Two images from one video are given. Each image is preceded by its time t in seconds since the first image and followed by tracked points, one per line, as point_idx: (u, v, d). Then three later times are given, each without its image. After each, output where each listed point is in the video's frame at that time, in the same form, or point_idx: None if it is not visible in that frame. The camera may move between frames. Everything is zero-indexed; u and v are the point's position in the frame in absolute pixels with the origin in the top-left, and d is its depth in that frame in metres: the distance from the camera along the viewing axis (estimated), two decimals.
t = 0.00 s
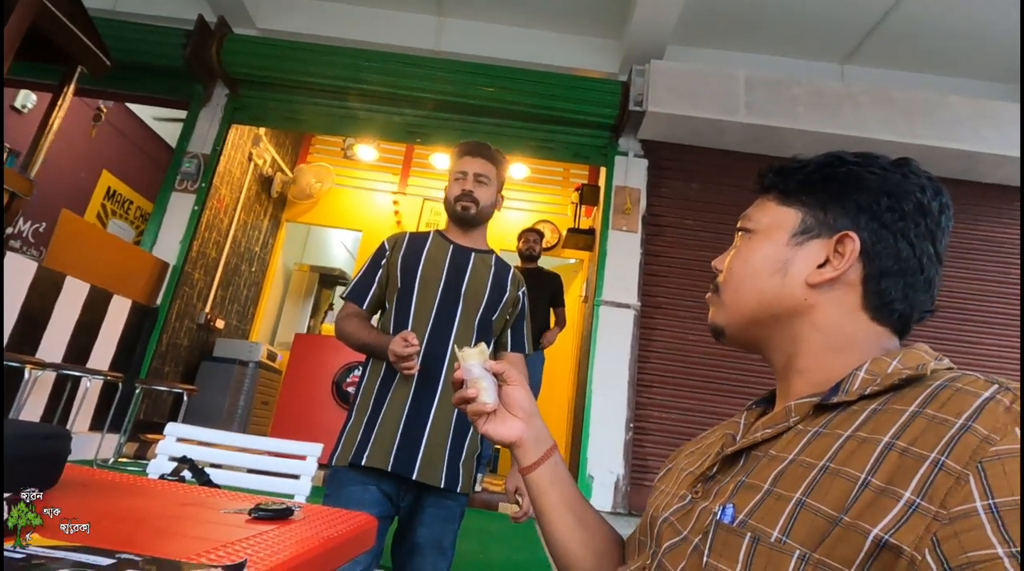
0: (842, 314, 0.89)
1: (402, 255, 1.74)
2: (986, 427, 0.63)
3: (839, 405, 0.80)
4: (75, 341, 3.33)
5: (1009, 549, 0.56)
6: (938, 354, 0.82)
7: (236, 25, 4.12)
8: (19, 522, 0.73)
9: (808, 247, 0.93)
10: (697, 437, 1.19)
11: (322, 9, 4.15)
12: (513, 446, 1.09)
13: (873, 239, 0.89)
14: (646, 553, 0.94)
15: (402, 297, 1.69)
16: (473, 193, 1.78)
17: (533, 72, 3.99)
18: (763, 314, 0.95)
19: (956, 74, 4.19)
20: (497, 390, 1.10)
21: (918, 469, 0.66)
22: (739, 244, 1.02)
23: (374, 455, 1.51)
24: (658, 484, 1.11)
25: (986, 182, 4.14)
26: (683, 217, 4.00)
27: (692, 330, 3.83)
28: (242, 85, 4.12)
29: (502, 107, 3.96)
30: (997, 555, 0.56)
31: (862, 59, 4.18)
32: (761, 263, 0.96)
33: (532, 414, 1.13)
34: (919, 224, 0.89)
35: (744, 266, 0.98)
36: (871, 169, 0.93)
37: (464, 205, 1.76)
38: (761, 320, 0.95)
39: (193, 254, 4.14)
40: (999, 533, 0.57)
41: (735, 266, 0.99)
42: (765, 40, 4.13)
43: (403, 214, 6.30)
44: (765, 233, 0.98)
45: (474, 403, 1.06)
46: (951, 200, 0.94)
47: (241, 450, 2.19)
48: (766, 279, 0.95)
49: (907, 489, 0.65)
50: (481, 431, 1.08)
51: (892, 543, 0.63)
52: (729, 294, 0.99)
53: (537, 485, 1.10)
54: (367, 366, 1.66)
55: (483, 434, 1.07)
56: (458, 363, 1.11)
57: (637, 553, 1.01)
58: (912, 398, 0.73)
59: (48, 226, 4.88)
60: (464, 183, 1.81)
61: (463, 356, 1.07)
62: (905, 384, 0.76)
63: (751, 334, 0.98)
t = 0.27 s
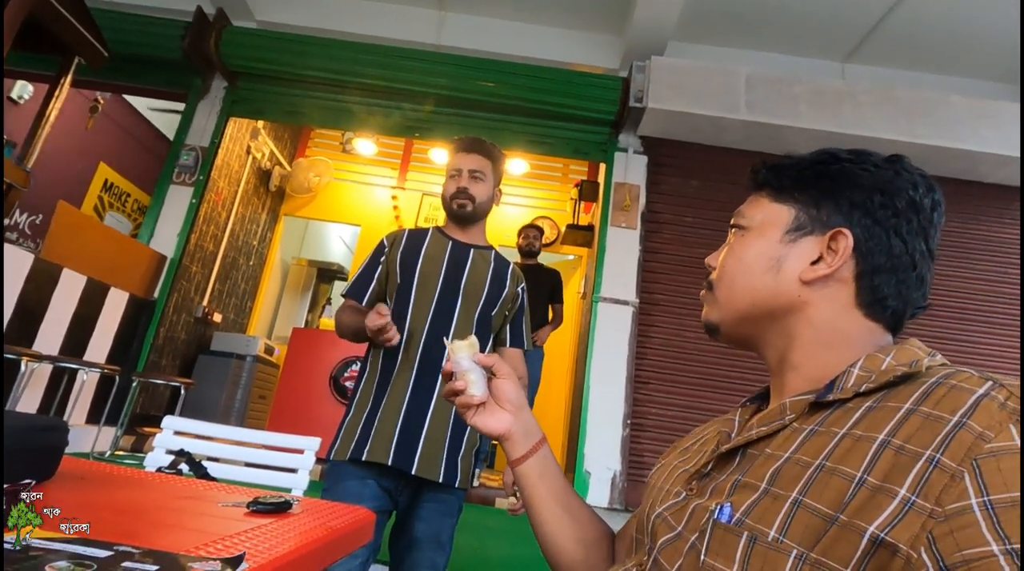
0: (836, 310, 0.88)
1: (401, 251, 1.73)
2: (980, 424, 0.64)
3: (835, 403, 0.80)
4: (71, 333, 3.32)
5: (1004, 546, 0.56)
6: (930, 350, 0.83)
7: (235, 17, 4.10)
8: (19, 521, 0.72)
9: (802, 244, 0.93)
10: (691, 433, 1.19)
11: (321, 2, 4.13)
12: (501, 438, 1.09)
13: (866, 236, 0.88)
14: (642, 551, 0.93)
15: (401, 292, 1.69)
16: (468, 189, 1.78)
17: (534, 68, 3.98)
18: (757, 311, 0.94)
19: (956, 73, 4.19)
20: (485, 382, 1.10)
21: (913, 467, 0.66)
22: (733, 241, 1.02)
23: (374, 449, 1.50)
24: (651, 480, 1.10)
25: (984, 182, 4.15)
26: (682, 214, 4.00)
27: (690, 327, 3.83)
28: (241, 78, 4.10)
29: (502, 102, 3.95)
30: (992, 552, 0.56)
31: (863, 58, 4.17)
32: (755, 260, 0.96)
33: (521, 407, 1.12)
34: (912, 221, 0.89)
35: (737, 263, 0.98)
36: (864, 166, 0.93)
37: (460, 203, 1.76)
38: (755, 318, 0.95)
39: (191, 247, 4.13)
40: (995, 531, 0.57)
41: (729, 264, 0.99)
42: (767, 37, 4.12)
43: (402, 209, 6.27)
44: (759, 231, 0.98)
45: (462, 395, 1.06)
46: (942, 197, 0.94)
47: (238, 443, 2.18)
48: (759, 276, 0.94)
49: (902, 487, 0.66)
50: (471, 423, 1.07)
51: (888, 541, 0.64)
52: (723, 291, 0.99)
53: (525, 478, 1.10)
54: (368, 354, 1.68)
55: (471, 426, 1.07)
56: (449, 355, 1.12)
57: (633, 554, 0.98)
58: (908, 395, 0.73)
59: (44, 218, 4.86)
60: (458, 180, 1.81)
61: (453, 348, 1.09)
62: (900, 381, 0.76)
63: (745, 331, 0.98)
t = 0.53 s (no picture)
0: (818, 306, 0.89)
1: (414, 253, 1.77)
2: (956, 418, 0.64)
3: (818, 401, 0.81)
4: (87, 331, 3.35)
5: (983, 538, 0.56)
6: (910, 343, 0.83)
7: (248, 20, 4.14)
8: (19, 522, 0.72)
9: (785, 241, 0.94)
10: (682, 433, 1.20)
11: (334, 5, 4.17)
12: (495, 445, 1.10)
13: (848, 233, 0.89)
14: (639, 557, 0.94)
15: (413, 294, 1.71)
16: (478, 188, 1.80)
17: (545, 71, 3.99)
18: (742, 307, 0.95)
19: (968, 76, 4.17)
20: (478, 389, 1.10)
21: (893, 463, 0.67)
22: (720, 239, 1.03)
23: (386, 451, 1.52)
24: (645, 489, 1.10)
25: (996, 186, 4.12)
26: (690, 217, 4.00)
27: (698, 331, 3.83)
28: (253, 81, 4.14)
29: (512, 105, 3.97)
30: (972, 545, 0.56)
31: (874, 61, 4.16)
32: (738, 258, 0.97)
33: (515, 413, 1.12)
34: (893, 217, 0.89)
35: (722, 262, 0.99)
36: (847, 164, 0.94)
37: (470, 201, 1.77)
38: (740, 314, 0.96)
39: (203, 248, 4.17)
40: (973, 524, 0.57)
41: (715, 263, 1.00)
42: (777, 40, 4.12)
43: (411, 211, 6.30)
44: (744, 228, 0.99)
45: (455, 402, 1.08)
46: (926, 193, 0.94)
47: (251, 443, 2.21)
48: (743, 274, 0.95)
49: (884, 484, 0.66)
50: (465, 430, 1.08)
51: (873, 539, 0.64)
52: (709, 288, 1.00)
53: (521, 484, 1.10)
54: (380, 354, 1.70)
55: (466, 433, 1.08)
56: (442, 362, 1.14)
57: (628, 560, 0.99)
58: (886, 392, 0.74)
59: (60, 218, 4.92)
60: (469, 181, 1.83)
61: (445, 356, 1.10)
62: (878, 378, 0.76)
63: (732, 329, 0.99)
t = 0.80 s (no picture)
0: (815, 331, 0.91)
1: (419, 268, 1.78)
2: (946, 440, 0.65)
3: (817, 426, 0.83)
4: (90, 344, 3.35)
5: (972, 553, 0.57)
6: (905, 366, 0.86)
7: (249, 32, 4.16)
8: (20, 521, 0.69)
9: (781, 267, 0.95)
10: (686, 453, 1.21)
11: (335, 17, 4.20)
12: (501, 472, 1.11)
13: (841, 260, 0.91)
14: None
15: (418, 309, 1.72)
16: (483, 206, 1.82)
17: (545, 82, 4.01)
18: (741, 332, 0.97)
19: (964, 85, 4.21)
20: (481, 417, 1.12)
21: (887, 485, 0.68)
22: (718, 264, 1.05)
23: (391, 463, 1.53)
24: (651, 508, 1.11)
25: (993, 193, 4.15)
26: (690, 226, 4.02)
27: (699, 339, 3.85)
28: (255, 92, 4.16)
29: (514, 115, 3.99)
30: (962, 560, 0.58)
31: (870, 70, 4.19)
32: (736, 283, 0.99)
33: (518, 439, 1.14)
34: (885, 245, 0.91)
35: (720, 286, 1.01)
36: (841, 193, 0.96)
37: (475, 219, 1.79)
38: (739, 338, 0.98)
39: (205, 258, 4.17)
40: (962, 539, 0.58)
41: (712, 287, 1.02)
42: (774, 50, 4.15)
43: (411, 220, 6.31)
44: (742, 254, 1.01)
45: (458, 431, 1.08)
46: (917, 221, 0.96)
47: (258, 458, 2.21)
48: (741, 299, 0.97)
49: (879, 505, 0.67)
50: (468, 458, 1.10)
51: (871, 560, 0.65)
52: (709, 312, 1.02)
53: (527, 510, 1.12)
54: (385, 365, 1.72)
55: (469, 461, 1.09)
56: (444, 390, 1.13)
57: None
58: (880, 416, 0.75)
59: (62, 229, 4.92)
60: (473, 198, 1.84)
61: (448, 384, 1.10)
62: (874, 403, 0.78)
63: (730, 349, 1.00)
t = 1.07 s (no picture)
0: (826, 344, 0.90)
1: (400, 277, 1.76)
2: (956, 452, 0.65)
3: (824, 436, 0.82)
4: (64, 360, 3.28)
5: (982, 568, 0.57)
6: (915, 383, 0.84)
7: (228, 43, 4.12)
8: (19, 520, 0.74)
9: (793, 278, 0.95)
10: (691, 470, 1.20)
11: (315, 28, 4.18)
12: (502, 491, 1.10)
13: (854, 273, 0.90)
14: None
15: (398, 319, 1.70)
16: (467, 222, 1.79)
17: (527, 90, 4.02)
18: (751, 343, 0.96)
19: (940, 89, 4.27)
20: (482, 435, 1.10)
21: (897, 497, 0.67)
22: (728, 274, 1.04)
23: (371, 479, 1.50)
24: (657, 524, 1.10)
25: (971, 196, 4.21)
26: (675, 232, 4.04)
27: (686, 344, 3.85)
28: (234, 104, 4.12)
29: (495, 124, 3.99)
30: None
31: (848, 76, 4.25)
32: (747, 293, 0.98)
33: (520, 457, 1.13)
34: (898, 260, 0.91)
35: (732, 295, 1.00)
36: (854, 207, 0.95)
37: (459, 236, 1.77)
38: (749, 350, 0.97)
39: (185, 272, 4.11)
40: (973, 554, 0.58)
41: (724, 295, 1.01)
42: (753, 57, 4.20)
43: (395, 230, 6.28)
44: (753, 264, 1.00)
45: (460, 449, 1.06)
46: (931, 237, 0.96)
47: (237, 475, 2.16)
48: (751, 309, 0.96)
49: (888, 517, 0.66)
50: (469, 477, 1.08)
51: None
52: (719, 322, 1.01)
53: (530, 530, 1.10)
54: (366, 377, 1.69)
55: (470, 480, 1.07)
56: (444, 407, 1.12)
57: None
58: (889, 427, 0.75)
59: (37, 244, 4.82)
60: (458, 213, 1.82)
61: (449, 401, 1.09)
62: (883, 414, 0.77)
63: (738, 362, 0.99)
